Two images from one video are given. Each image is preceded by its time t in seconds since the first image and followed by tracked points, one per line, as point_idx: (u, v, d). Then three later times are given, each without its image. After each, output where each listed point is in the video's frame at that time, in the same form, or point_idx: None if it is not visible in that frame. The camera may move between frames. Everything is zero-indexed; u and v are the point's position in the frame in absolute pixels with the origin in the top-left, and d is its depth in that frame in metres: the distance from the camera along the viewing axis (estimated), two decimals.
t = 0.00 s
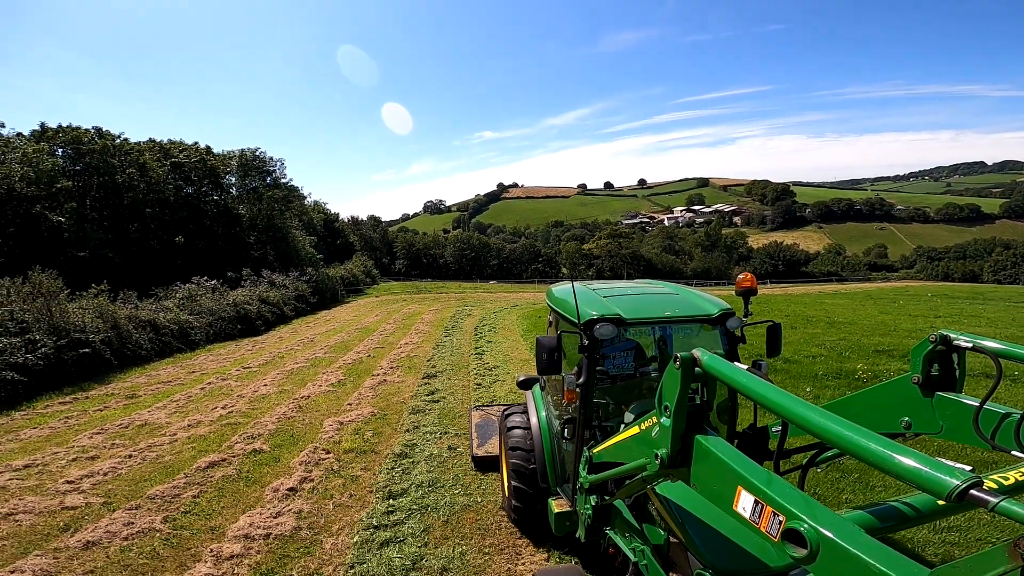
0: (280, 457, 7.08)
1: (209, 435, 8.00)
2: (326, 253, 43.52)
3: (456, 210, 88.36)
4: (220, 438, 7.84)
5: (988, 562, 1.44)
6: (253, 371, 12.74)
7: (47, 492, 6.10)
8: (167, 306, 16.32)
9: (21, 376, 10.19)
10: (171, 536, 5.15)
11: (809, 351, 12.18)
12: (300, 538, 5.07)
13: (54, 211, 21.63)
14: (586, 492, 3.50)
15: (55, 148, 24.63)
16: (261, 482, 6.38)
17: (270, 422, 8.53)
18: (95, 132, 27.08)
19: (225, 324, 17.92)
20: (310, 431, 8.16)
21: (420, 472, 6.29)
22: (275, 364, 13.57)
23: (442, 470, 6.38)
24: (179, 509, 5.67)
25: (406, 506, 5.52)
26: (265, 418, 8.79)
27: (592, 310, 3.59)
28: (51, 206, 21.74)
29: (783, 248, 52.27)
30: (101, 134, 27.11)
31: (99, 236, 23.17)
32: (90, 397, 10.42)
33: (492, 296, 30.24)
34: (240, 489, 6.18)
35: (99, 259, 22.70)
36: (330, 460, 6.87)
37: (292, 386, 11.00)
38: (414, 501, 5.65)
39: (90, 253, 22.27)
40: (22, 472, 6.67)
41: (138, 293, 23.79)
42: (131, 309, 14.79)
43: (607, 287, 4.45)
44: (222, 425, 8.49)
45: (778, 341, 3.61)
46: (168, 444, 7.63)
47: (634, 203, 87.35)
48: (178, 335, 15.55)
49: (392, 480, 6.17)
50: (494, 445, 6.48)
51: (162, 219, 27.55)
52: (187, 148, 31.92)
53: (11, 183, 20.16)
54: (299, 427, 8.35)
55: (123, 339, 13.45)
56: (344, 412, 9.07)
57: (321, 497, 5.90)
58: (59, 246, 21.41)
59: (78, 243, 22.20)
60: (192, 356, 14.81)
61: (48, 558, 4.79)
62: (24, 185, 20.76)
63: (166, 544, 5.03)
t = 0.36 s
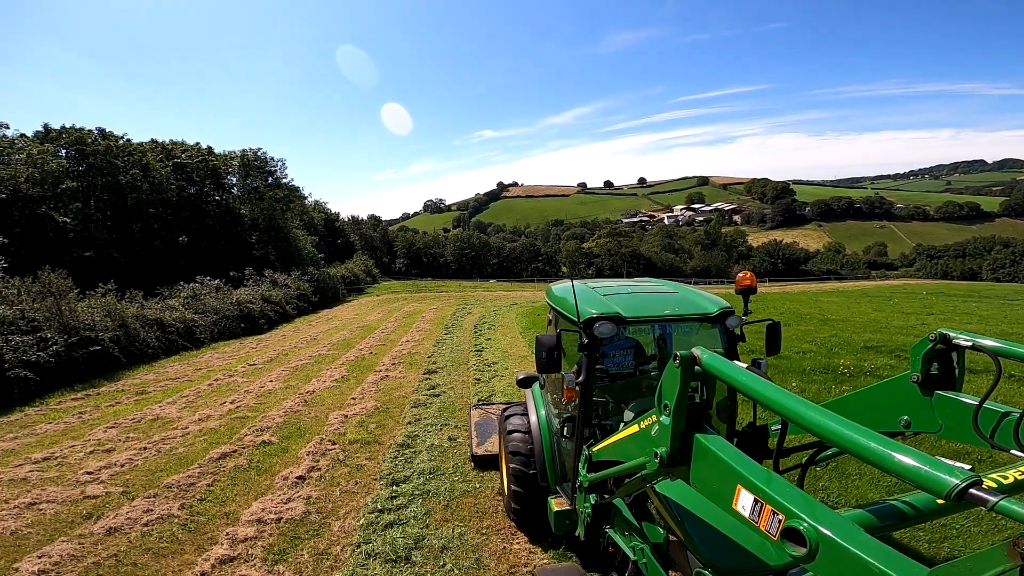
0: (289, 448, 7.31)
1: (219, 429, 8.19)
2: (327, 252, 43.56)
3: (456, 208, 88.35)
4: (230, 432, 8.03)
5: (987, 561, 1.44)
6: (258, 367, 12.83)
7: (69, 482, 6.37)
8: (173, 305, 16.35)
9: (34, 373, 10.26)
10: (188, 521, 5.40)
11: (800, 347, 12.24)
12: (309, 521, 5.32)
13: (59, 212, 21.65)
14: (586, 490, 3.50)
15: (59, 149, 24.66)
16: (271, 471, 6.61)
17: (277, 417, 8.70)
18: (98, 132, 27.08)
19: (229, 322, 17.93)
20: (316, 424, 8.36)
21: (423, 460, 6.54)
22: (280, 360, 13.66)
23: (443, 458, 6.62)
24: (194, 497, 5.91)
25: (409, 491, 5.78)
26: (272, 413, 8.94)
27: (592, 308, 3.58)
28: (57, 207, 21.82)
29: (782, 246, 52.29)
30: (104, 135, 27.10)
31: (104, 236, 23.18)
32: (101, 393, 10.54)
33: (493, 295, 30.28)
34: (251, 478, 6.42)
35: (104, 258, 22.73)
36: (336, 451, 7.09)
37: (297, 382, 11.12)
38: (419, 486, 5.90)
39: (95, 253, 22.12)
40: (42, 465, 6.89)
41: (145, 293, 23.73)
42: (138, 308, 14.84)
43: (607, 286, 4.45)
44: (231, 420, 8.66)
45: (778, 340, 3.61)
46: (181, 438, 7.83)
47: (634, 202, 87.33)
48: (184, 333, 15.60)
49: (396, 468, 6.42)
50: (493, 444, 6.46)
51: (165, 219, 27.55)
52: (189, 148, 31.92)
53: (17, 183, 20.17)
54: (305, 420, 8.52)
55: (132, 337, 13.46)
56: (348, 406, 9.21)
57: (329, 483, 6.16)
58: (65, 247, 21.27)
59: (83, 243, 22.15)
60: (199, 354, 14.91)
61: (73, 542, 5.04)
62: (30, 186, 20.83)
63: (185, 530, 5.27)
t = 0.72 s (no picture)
0: (297, 442, 7.44)
1: (229, 424, 8.29)
2: (329, 255, 43.61)
3: (457, 211, 88.38)
4: (240, 427, 8.14)
5: (987, 562, 1.44)
6: (264, 366, 12.88)
7: (88, 474, 6.41)
8: (178, 305, 16.33)
9: (46, 372, 10.30)
10: (205, 509, 5.53)
11: (791, 346, 12.31)
12: (319, 508, 5.49)
13: (66, 215, 21.66)
14: (586, 491, 3.51)
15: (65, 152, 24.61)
16: (280, 462, 6.78)
17: (285, 412, 8.78)
18: (102, 135, 27.10)
19: (233, 324, 17.94)
20: (322, 419, 8.47)
21: (425, 452, 6.73)
22: (285, 360, 13.68)
23: (444, 451, 6.82)
24: (209, 487, 6.03)
25: (412, 482, 5.97)
26: (280, 409, 9.02)
27: (592, 309, 3.60)
28: (63, 210, 21.82)
29: (782, 249, 52.28)
30: (109, 138, 27.17)
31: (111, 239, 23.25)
32: (111, 392, 10.59)
33: (493, 297, 30.29)
34: (261, 470, 6.57)
35: (111, 260, 22.78)
36: (342, 445, 7.25)
37: (303, 380, 11.18)
38: (421, 476, 6.12)
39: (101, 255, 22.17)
40: (61, 458, 6.95)
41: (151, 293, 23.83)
42: (145, 308, 14.84)
43: (607, 287, 4.46)
44: (240, 415, 8.75)
45: (778, 342, 3.61)
46: (194, 432, 7.93)
47: (634, 204, 87.34)
48: (189, 334, 15.61)
49: (400, 460, 6.60)
50: (494, 446, 6.43)
51: (169, 222, 27.67)
52: (193, 152, 32.24)
53: (25, 186, 20.19)
54: (312, 416, 8.62)
55: (139, 337, 13.53)
56: (353, 403, 9.28)
57: (335, 473, 6.36)
58: (73, 249, 21.36)
59: (89, 245, 22.22)
60: (206, 354, 14.96)
61: (97, 531, 5.11)
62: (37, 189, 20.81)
63: (201, 517, 5.40)
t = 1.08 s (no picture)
0: (304, 434, 7.69)
1: (238, 418, 8.51)
2: (330, 253, 43.67)
3: (458, 209, 88.41)
4: (249, 420, 8.36)
5: (988, 561, 1.44)
6: (270, 362, 13.03)
7: (106, 466, 6.69)
8: (183, 304, 16.37)
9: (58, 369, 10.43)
10: (219, 498, 5.82)
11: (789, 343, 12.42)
12: (326, 494, 5.81)
13: (71, 215, 21.69)
14: (586, 491, 3.51)
15: (69, 152, 24.72)
16: (287, 452, 7.07)
17: (291, 406, 8.99)
18: (105, 135, 27.13)
19: (237, 322, 17.94)
20: (327, 413, 8.67)
21: (426, 444, 7.01)
22: (290, 356, 13.80)
23: (444, 442, 7.09)
24: (222, 476, 6.33)
25: (415, 469, 6.30)
26: (286, 403, 9.22)
27: (592, 309, 3.60)
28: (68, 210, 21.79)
29: (783, 246, 52.25)
30: (112, 138, 27.20)
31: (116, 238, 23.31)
32: (121, 387, 10.77)
33: (494, 294, 30.33)
34: (269, 461, 6.83)
35: (116, 259, 22.87)
36: (347, 436, 7.48)
37: (307, 375, 11.36)
38: (423, 465, 6.41)
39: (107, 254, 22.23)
40: (79, 451, 7.22)
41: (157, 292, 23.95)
42: (152, 306, 14.92)
43: (607, 287, 4.47)
44: (248, 409, 8.97)
45: (778, 341, 3.61)
46: (204, 425, 8.18)
47: (635, 201, 87.29)
48: (196, 332, 15.66)
49: (402, 450, 6.88)
50: (494, 444, 6.37)
51: (173, 221, 27.72)
52: (195, 151, 32.17)
53: (31, 186, 20.22)
54: (318, 410, 8.83)
55: (147, 336, 13.58)
56: (356, 397, 9.44)
57: (341, 462, 6.66)
58: (79, 248, 21.48)
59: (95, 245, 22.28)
60: (211, 351, 15.10)
61: (119, 518, 5.39)
62: (42, 190, 20.72)
63: (214, 504, 5.70)
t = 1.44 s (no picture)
0: (311, 427, 7.96)
1: (246, 412, 8.75)
2: (331, 252, 43.78)
3: (459, 209, 88.51)
4: (258, 414, 8.61)
5: (987, 562, 1.44)
6: (276, 359, 13.19)
7: (123, 457, 6.94)
8: (188, 302, 16.43)
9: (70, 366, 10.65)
10: (232, 485, 6.07)
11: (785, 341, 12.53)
12: (333, 481, 6.10)
13: (78, 214, 21.79)
14: (586, 492, 3.51)
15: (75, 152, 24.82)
16: (295, 444, 7.33)
17: (298, 401, 9.23)
18: (112, 135, 27.23)
19: (241, 321, 17.97)
20: (333, 407, 8.93)
21: (428, 435, 7.29)
22: (295, 353, 13.93)
23: (445, 434, 7.36)
24: (235, 466, 6.58)
25: (417, 459, 6.58)
26: (293, 398, 9.45)
27: (592, 310, 3.59)
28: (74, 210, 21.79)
29: (783, 246, 52.22)
30: (118, 138, 27.25)
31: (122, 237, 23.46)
32: (131, 384, 10.98)
33: (495, 294, 30.39)
34: (278, 451, 7.09)
35: (122, 259, 23.05)
36: (353, 429, 7.77)
37: (313, 371, 11.54)
38: (425, 455, 6.69)
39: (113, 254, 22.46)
40: (95, 443, 7.46)
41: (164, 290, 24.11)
42: (159, 304, 15.05)
43: (606, 287, 4.47)
44: (256, 404, 9.20)
45: (778, 342, 3.60)
46: (215, 419, 8.44)
47: (636, 201, 87.27)
48: (201, 330, 15.77)
49: (405, 441, 7.15)
50: (494, 446, 6.36)
51: (178, 220, 27.77)
52: (198, 152, 32.51)
53: (39, 186, 20.32)
54: (323, 404, 9.06)
55: (154, 333, 13.75)
56: (361, 392, 9.67)
57: (347, 451, 6.96)
58: (86, 247, 21.56)
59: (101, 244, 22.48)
60: (218, 348, 15.23)
61: (138, 505, 5.61)
62: (50, 189, 20.68)
63: (228, 491, 5.97)
